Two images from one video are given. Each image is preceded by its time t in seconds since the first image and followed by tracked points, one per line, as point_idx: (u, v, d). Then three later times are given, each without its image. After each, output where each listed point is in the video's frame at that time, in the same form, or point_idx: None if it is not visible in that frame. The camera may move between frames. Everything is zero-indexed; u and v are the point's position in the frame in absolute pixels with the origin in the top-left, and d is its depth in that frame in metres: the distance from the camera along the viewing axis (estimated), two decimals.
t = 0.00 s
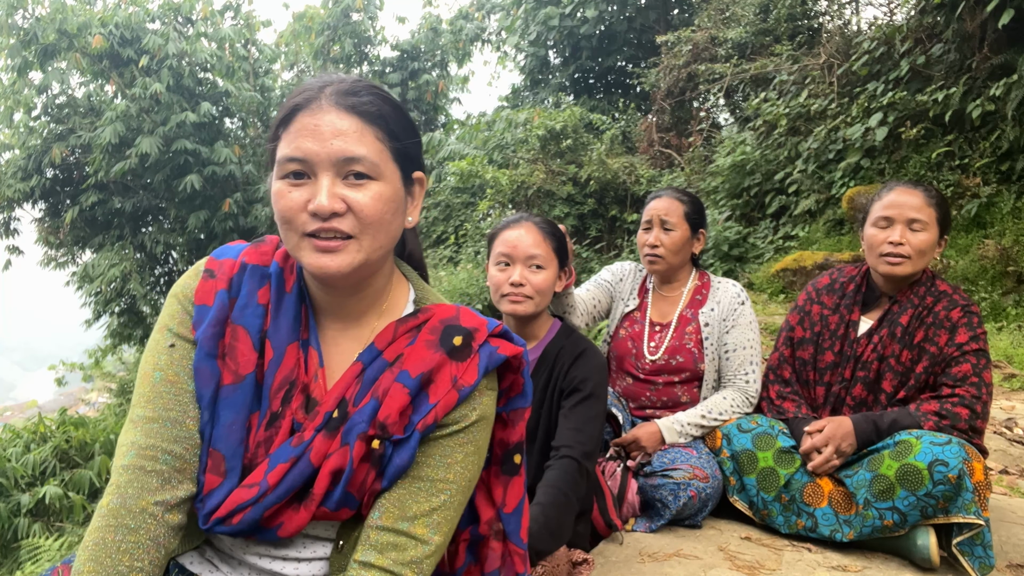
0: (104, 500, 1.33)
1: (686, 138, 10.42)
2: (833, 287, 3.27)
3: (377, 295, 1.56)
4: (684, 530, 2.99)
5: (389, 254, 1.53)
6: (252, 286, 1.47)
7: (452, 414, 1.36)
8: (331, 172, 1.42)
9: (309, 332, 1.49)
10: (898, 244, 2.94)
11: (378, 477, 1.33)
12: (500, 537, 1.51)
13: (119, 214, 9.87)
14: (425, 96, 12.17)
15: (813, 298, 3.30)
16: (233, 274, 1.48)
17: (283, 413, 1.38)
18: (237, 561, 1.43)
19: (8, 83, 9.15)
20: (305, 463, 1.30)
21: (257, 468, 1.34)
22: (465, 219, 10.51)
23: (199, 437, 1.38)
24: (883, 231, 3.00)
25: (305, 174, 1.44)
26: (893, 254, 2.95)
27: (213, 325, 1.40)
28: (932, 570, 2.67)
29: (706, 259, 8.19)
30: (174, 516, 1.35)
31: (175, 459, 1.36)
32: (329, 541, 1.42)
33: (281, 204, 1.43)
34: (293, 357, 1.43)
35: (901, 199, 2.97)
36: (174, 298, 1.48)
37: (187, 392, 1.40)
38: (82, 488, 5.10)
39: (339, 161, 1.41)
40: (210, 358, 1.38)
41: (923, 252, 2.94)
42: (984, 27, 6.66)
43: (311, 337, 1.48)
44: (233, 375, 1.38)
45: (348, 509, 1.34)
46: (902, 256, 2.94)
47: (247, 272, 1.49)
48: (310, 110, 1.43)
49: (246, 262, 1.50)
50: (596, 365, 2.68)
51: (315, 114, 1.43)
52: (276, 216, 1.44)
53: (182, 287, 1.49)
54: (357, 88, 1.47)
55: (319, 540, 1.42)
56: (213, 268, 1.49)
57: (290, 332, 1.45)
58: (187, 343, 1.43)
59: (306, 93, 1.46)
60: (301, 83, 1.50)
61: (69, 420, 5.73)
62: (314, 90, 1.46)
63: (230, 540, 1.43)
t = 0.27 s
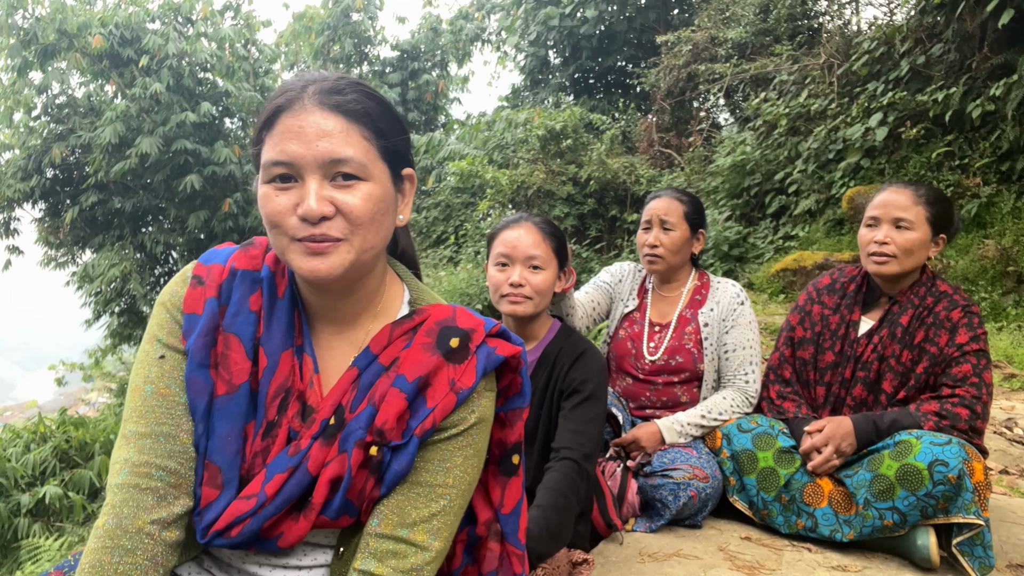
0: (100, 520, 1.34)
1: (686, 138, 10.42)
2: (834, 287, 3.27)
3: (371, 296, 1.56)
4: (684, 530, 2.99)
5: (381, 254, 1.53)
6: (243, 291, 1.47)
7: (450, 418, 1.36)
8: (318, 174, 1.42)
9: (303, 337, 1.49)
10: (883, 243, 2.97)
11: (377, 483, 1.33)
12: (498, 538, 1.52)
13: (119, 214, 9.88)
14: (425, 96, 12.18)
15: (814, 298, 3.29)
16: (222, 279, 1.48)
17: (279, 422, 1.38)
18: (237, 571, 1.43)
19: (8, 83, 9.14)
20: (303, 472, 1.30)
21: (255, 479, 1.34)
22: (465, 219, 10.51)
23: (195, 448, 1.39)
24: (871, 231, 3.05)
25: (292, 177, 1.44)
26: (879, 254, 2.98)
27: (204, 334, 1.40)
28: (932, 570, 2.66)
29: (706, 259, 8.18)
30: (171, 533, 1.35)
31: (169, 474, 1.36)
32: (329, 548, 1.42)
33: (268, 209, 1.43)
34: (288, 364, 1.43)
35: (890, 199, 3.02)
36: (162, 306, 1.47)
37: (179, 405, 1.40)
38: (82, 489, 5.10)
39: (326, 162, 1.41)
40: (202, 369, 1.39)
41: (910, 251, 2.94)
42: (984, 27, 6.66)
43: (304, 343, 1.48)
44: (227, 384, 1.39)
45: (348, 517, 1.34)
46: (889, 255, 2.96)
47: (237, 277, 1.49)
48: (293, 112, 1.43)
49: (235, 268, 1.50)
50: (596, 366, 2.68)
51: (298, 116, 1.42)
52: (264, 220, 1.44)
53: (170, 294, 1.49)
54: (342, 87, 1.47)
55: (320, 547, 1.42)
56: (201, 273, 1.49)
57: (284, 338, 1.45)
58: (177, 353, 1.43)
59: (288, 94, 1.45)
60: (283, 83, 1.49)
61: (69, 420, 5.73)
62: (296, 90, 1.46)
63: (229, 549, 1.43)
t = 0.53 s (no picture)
0: (96, 523, 1.33)
1: (686, 138, 10.43)
2: (833, 286, 3.27)
3: (367, 294, 1.56)
4: (684, 530, 2.99)
5: (377, 253, 1.53)
6: (239, 292, 1.47)
7: (447, 415, 1.36)
8: (311, 173, 1.42)
9: (300, 336, 1.50)
10: (882, 243, 2.97)
11: (373, 482, 1.33)
12: (495, 536, 1.52)
13: (119, 214, 9.88)
14: (425, 96, 12.18)
15: (813, 298, 3.30)
16: (218, 279, 1.49)
17: (276, 421, 1.39)
18: (235, 571, 1.43)
19: (8, 83, 9.14)
20: (300, 471, 1.31)
21: (252, 479, 1.35)
22: (465, 219, 10.50)
23: (191, 448, 1.39)
24: (869, 231, 3.05)
25: (286, 177, 1.44)
26: (878, 253, 2.98)
27: (200, 335, 1.41)
28: (932, 570, 2.66)
29: (706, 259, 8.19)
30: (169, 535, 1.35)
31: (166, 476, 1.36)
32: (327, 548, 1.42)
33: (262, 209, 1.43)
34: (284, 363, 1.44)
35: (888, 199, 3.03)
36: (157, 308, 1.48)
37: (175, 406, 1.40)
38: (82, 488, 5.10)
39: (319, 161, 1.41)
40: (199, 369, 1.40)
41: (909, 249, 2.94)
42: (984, 27, 6.66)
43: (301, 342, 1.49)
44: (223, 385, 1.40)
45: (345, 515, 1.34)
46: (887, 254, 2.96)
47: (233, 277, 1.49)
48: (285, 111, 1.43)
49: (231, 267, 1.51)
50: (596, 366, 2.68)
51: (291, 115, 1.42)
52: (258, 220, 1.45)
53: (165, 296, 1.49)
54: (334, 85, 1.47)
55: (317, 546, 1.42)
56: (196, 274, 1.50)
57: (280, 338, 1.46)
58: (172, 355, 1.43)
59: (281, 94, 1.45)
60: (276, 83, 1.50)
61: (69, 420, 5.73)
62: (289, 90, 1.46)
63: (226, 550, 1.43)
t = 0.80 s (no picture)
0: (101, 510, 1.33)
1: (686, 138, 10.43)
2: (832, 286, 3.27)
3: (366, 289, 1.56)
4: (684, 530, 2.99)
5: (374, 248, 1.53)
6: (240, 288, 1.48)
7: (444, 405, 1.36)
8: (309, 169, 1.42)
9: (300, 331, 1.50)
10: (894, 239, 2.94)
11: (372, 470, 1.32)
12: (494, 530, 1.51)
13: (119, 214, 9.88)
14: (425, 96, 12.18)
15: (812, 297, 3.30)
16: (220, 277, 1.49)
17: (277, 413, 1.38)
18: (236, 563, 1.43)
19: (8, 83, 9.14)
20: (301, 461, 1.30)
21: (253, 469, 1.34)
22: (465, 219, 10.49)
23: (193, 441, 1.39)
24: (877, 229, 3.02)
25: (284, 174, 1.44)
26: (889, 250, 2.95)
27: (203, 329, 1.41)
28: (932, 570, 2.66)
29: (706, 259, 8.19)
30: (173, 523, 1.34)
31: (170, 466, 1.36)
32: (328, 539, 1.42)
33: (261, 206, 1.43)
34: (285, 357, 1.44)
35: (894, 197, 3.01)
36: (160, 305, 1.48)
37: (179, 398, 1.40)
38: (82, 488, 5.10)
39: (316, 157, 1.42)
40: (202, 363, 1.39)
41: (919, 247, 2.94)
42: (984, 27, 6.66)
43: (301, 336, 1.49)
44: (225, 377, 1.39)
45: (345, 504, 1.34)
46: (899, 250, 2.94)
47: (234, 274, 1.50)
48: (282, 110, 1.43)
49: (232, 265, 1.52)
50: (596, 364, 2.68)
51: (287, 114, 1.42)
52: (257, 217, 1.45)
53: (168, 294, 1.50)
54: (328, 84, 1.47)
55: (318, 538, 1.42)
56: (199, 272, 1.50)
57: (281, 332, 1.46)
58: (176, 349, 1.43)
59: (277, 94, 1.46)
60: (271, 83, 1.50)
61: (69, 420, 5.73)
62: (284, 89, 1.46)
63: (227, 542, 1.43)
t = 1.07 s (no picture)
0: (104, 494, 1.34)
1: (686, 138, 10.44)
2: (831, 285, 3.27)
3: (362, 282, 1.56)
4: (684, 530, 2.99)
5: (369, 242, 1.53)
6: (240, 283, 1.49)
7: (437, 391, 1.36)
8: (304, 167, 1.42)
9: (298, 323, 1.50)
10: (895, 239, 2.94)
11: (367, 455, 1.32)
12: (493, 521, 1.51)
13: (119, 214, 9.88)
14: (425, 96, 12.17)
15: (812, 296, 3.30)
16: (221, 272, 1.50)
17: (275, 401, 1.38)
18: (235, 552, 1.43)
19: (8, 83, 9.13)
20: (298, 446, 1.30)
21: (252, 456, 1.34)
22: (465, 219, 10.49)
23: (194, 430, 1.39)
24: (878, 229, 3.01)
25: (280, 172, 1.44)
26: (890, 250, 2.96)
27: (203, 321, 1.42)
28: (932, 570, 2.67)
29: (706, 259, 8.20)
30: (175, 508, 1.34)
31: (172, 453, 1.36)
32: (326, 528, 1.41)
33: (258, 203, 1.43)
34: (283, 347, 1.44)
35: (892, 197, 3.01)
36: (163, 301, 1.50)
37: (180, 388, 1.41)
38: (82, 488, 5.11)
39: (311, 155, 1.42)
40: (202, 354, 1.40)
41: (920, 246, 2.94)
42: (984, 27, 6.66)
43: (299, 328, 1.49)
44: (225, 367, 1.40)
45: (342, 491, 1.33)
46: (900, 250, 2.94)
47: (234, 270, 1.51)
48: (276, 111, 1.43)
49: (233, 262, 1.52)
50: (595, 364, 2.68)
51: (282, 114, 1.43)
52: (255, 215, 1.45)
53: (171, 290, 1.51)
54: (321, 84, 1.47)
55: (316, 527, 1.41)
56: (201, 268, 1.52)
57: (279, 323, 1.46)
58: (178, 342, 1.44)
59: (271, 94, 1.45)
60: (264, 85, 1.50)
61: (69, 420, 5.73)
62: (278, 90, 1.46)
63: (227, 530, 1.43)
